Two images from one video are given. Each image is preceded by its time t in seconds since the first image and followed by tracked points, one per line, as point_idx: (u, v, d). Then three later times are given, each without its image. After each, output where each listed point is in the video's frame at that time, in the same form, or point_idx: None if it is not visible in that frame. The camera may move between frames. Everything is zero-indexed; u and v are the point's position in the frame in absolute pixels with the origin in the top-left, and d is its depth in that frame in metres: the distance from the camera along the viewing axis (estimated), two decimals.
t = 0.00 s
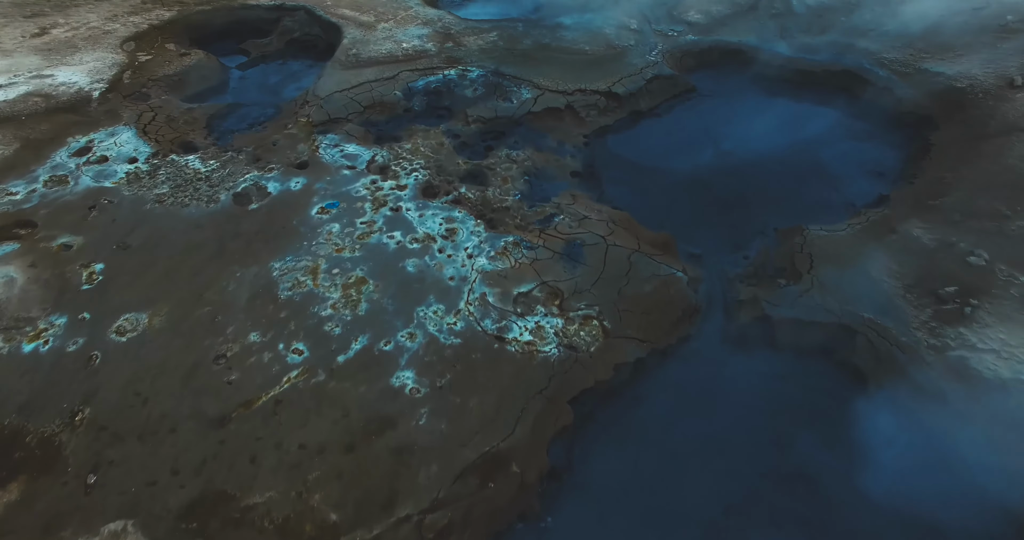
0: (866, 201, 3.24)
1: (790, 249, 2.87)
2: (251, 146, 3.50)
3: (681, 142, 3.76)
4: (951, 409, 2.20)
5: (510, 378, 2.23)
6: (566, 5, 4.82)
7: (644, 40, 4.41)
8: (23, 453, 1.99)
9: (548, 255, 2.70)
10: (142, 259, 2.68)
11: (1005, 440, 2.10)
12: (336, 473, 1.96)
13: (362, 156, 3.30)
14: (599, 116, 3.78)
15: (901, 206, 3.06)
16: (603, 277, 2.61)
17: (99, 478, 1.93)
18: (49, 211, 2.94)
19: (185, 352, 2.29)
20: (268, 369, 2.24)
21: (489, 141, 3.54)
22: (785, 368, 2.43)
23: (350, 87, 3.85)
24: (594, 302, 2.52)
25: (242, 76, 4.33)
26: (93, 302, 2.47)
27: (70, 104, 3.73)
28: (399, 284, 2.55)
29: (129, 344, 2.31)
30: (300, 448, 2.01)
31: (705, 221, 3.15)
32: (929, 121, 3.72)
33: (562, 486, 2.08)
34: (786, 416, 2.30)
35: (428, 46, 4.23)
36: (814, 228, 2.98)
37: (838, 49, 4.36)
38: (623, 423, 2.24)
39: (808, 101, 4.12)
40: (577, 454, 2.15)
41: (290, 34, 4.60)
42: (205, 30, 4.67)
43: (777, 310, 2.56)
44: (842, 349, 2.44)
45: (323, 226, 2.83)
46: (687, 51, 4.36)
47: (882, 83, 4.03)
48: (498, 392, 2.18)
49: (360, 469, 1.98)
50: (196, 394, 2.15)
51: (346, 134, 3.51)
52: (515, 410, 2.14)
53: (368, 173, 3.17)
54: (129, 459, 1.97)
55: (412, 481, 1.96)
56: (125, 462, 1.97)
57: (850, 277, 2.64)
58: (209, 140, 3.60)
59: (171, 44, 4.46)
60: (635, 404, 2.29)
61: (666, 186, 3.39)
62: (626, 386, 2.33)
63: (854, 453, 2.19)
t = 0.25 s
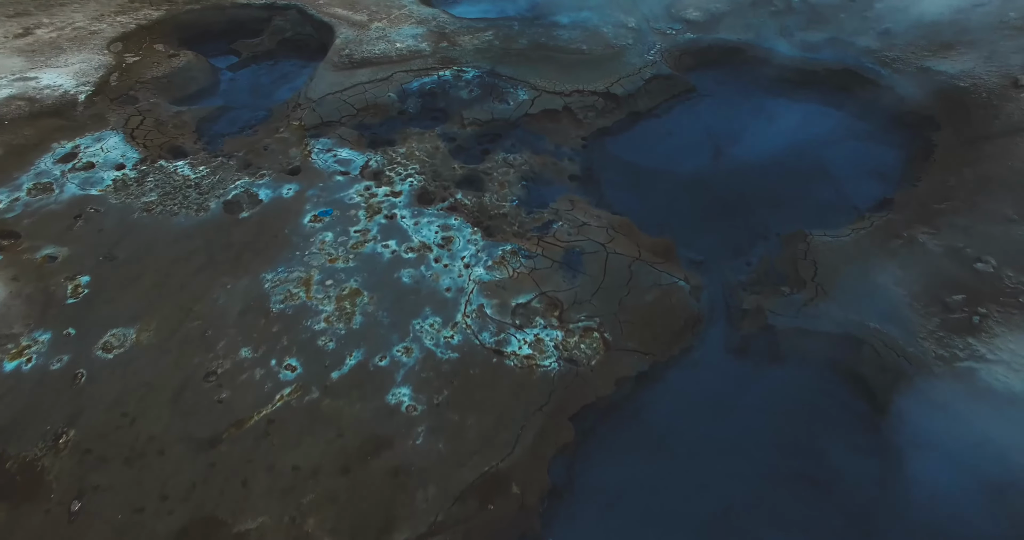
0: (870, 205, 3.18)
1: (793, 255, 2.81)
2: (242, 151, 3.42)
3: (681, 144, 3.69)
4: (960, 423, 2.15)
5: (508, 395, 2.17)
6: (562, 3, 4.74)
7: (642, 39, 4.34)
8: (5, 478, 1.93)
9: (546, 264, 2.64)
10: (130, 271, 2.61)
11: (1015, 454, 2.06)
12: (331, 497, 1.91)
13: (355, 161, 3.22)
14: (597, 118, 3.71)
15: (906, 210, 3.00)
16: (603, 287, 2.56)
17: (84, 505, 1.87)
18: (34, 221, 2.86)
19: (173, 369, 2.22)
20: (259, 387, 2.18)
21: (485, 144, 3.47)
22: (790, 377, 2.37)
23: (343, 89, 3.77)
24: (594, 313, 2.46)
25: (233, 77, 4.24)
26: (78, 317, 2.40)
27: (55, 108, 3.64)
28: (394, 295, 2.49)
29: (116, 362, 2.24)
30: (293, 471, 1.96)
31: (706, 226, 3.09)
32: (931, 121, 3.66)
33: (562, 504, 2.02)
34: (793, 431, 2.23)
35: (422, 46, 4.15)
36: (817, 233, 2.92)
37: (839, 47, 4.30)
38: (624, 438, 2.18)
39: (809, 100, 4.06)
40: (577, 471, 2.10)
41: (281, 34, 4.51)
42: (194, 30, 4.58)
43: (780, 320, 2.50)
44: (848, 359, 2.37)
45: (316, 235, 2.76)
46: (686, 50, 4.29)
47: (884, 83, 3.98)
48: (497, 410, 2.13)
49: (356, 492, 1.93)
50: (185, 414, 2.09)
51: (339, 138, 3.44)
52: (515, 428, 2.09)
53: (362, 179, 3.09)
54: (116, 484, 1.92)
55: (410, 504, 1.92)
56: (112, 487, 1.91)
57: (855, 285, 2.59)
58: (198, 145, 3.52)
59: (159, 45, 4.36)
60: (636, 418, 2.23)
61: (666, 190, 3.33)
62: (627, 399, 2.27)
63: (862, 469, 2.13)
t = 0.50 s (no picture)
0: (874, 209, 3.13)
1: (797, 262, 2.76)
2: (233, 156, 3.35)
3: (681, 145, 3.62)
4: (971, 438, 2.11)
5: (508, 411, 2.12)
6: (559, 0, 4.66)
7: (641, 37, 4.26)
8: None
9: (545, 273, 2.58)
10: (117, 283, 2.53)
11: None
12: (326, 520, 1.86)
13: (349, 166, 3.15)
14: (596, 119, 3.64)
15: (911, 214, 2.95)
16: (604, 297, 2.49)
17: (68, 533, 1.82)
18: (19, 231, 2.79)
19: (162, 387, 2.15)
20: (252, 405, 2.11)
21: (482, 147, 3.39)
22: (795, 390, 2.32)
23: (336, 90, 3.69)
24: (595, 325, 2.40)
25: (224, 78, 4.16)
26: (64, 332, 2.33)
27: (41, 112, 3.55)
28: (390, 307, 2.43)
29: (103, 379, 2.17)
30: (287, 494, 1.90)
31: (708, 231, 3.03)
32: (935, 121, 3.61)
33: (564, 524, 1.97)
34: (801, 446, 2.17)
35: (417, 46, 4.07)
36: (822, 238, 2.86)
37: (840, 45, 4.23)
38: (627, 454, 2.13)
39: (811, 100, 4.00)
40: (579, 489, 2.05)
41: (273, 34, 4.42)
42: (184, 30, 4.48)
43: (785, 330, 2.45)
44: (855, 371, 2.32)
45: (309, 244, 2.69)
46: (686, 49, 4.22)
47: (886, 82, 3.92)
48: (497, 427, 2.07)
49: (352, 515, 1.87)
50: (174, 435, 2.02)
51: (333, 142, 3.36)
52: (515, 447, 2.04)
53: (356, 184, 3.02)
54: (102, 510, 1.86)
55: (407, 526, 1.86)
56: (98, 513, 1.85)
57: (861, 293, 2.53)
58: (188, 149, 3.44)
59: (148, 45, 4.27)
60: (639, 433, 2.18)
61: (667, 194, 3.26)
62: (630, 414, 2.21)
63: (872, 486, 2.08)
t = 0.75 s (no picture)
0: (880, 213, 3.06)
1: (802, 270, 2.69)
2: (224, 161, 3.27)
3: (683, 147, 3.55)
4: (984, 454, 2.05)
5: (508, 430, 2.06)
6: None
7: (641, 36, 4.18)
8: None
9: (545, 283, 2.51)
10: (104, 296, 2.46)
11: None
12: None
13: (343, 171, 3.07)
14: (596, 121, 3.56)
15: (918, 219, 2.89)
16: (605, 308, 2.43)
17: None
18: (2, 242, 2.71)
19: (150, 407, 2.08)
20: (243, 425, 2.05)
21: (479, 151, 3.32)
22: (802, 403, 2.26)
23: (330, 92, 3.61)
24: (597, 338, 2.34)
25: (215, 80, 4.07)
26: (48, 349, 2.26)
27: (26, 117, 3.46)
28: (385, 321, 2.36)
29: (88, 398, 2.11)
30: (280, 519, 1.85)
31: (711, 237, 2.97)
32: (941, 122, 3.54)
33: None
34: (809, 463, 2.11)
35: (412, 46, 3.99)
36: (827, 244, 2.80)
37: (843, 43, 4.16)
38: (630, 472, 2.08)
39: (813, 100, 3.93)
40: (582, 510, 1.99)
41: (265, 33, 4.34)
42: (174, 30, 4.39)
43: (791, 342, 2.39)
44: (863, 384, 2.27)
45: (302, 254, 2.62)
46: (686, 48, 4.15)
47: (890, 81, 3.86)
48: (496, 447, 2.02)
49: None
50: (162, 458, 1.96)
51: (326, 146, 3.28)
52: (516, 467, 1.98)
53: (351, 191, 2.95)
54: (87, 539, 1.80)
55: None
56: None
57: (869, 302, 2.47)
58: (178, 154, 3.35)
59: (137, 46, 4.18)
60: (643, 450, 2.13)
61: (668, 198, 3.20)
62: (633, 431, 2.16)
63: (882, 505, 2.03)
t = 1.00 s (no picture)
0: (886, 219, 3.00)
1: (807, 279, 2.64)
2: (215, 167, 3.20)
3: (684, 150, 3.48)
4: (996, 471, 1.98)
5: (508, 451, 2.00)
6: None
7: (640, 36, 4.11)
8: None
9: (545, 295, 2.45)
10: (89, 310, 2.39)
11: None
12: None
13: (337, 178, 3.00)
14: (595, 124, 3.49)
15: (924, 225, 2.83)
16: (606, 321, 2.37)
17: None
18: None
19: (137, 428, 2.02)
20: (234, 447, 1.99)
21: (476, 156, 3.25)
22: (809, 418, 2.21)
23: (323, 95, 3.53)
24: (598, 352, 2.28)
25: (206, 82, 3.99)
26: (31, 367, 2.19)
27: (11, 122, 3.38)
28: (381, 336, 2.29)
29: (74, 420, 2.04)
30: None
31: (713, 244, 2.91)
32: (946, 124, 3.48)
33: None
34: (815, 481, 2.07)
35: (407, 46, 3.91)
36: (832, 252, 2.74)
37: (846, 42, 4.09)
38: (634, 492, 2.03)
39: (816, 101, 3.87)
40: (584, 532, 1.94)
41: (257, 33, 4.27)
42: (164, 30, 4.31)
43: (796, 354, 2.33)
44: (870, 398, 2.22)
45: (295, 266, 2.55)
46: (686, 48, 4.08)
47: (894, 82, 3.80)
48: (496, 468, 1.96)
49: None
50: (150, 483, 1.90)
51: (319, 151, 3.21)
52: (516, 489, 1.93)
53: (345, 199, 2.87)
54: None
55: None
56: None
57: (876, 313, 2.41)
58: (168, 160, 3.28)
59: (125, 47, 4.09)
60: (646, 469, 2.08)
61: (669, 203, 3.13)
62: (636, 449, 2.11)
63: (890, 524, 1.99)
